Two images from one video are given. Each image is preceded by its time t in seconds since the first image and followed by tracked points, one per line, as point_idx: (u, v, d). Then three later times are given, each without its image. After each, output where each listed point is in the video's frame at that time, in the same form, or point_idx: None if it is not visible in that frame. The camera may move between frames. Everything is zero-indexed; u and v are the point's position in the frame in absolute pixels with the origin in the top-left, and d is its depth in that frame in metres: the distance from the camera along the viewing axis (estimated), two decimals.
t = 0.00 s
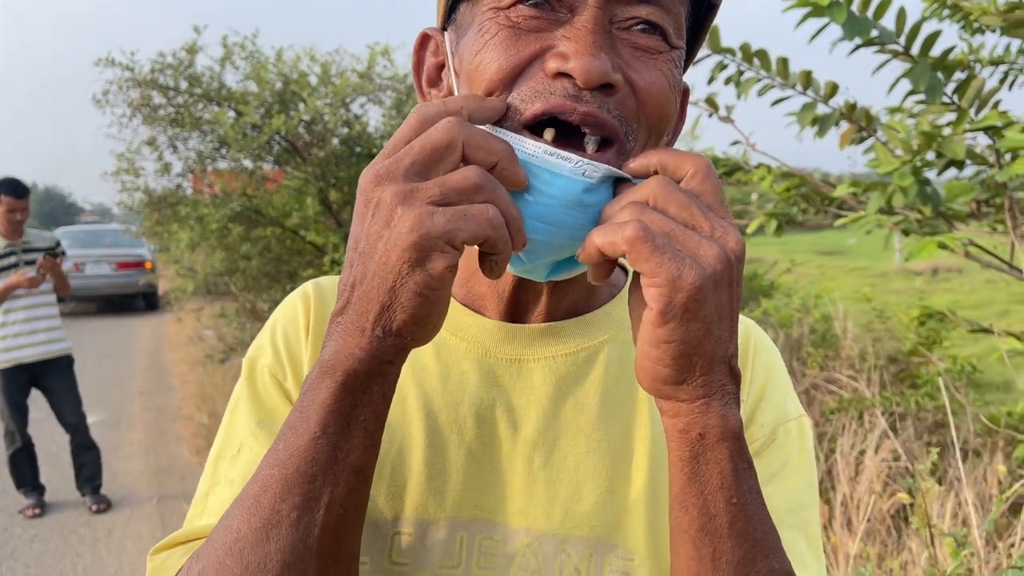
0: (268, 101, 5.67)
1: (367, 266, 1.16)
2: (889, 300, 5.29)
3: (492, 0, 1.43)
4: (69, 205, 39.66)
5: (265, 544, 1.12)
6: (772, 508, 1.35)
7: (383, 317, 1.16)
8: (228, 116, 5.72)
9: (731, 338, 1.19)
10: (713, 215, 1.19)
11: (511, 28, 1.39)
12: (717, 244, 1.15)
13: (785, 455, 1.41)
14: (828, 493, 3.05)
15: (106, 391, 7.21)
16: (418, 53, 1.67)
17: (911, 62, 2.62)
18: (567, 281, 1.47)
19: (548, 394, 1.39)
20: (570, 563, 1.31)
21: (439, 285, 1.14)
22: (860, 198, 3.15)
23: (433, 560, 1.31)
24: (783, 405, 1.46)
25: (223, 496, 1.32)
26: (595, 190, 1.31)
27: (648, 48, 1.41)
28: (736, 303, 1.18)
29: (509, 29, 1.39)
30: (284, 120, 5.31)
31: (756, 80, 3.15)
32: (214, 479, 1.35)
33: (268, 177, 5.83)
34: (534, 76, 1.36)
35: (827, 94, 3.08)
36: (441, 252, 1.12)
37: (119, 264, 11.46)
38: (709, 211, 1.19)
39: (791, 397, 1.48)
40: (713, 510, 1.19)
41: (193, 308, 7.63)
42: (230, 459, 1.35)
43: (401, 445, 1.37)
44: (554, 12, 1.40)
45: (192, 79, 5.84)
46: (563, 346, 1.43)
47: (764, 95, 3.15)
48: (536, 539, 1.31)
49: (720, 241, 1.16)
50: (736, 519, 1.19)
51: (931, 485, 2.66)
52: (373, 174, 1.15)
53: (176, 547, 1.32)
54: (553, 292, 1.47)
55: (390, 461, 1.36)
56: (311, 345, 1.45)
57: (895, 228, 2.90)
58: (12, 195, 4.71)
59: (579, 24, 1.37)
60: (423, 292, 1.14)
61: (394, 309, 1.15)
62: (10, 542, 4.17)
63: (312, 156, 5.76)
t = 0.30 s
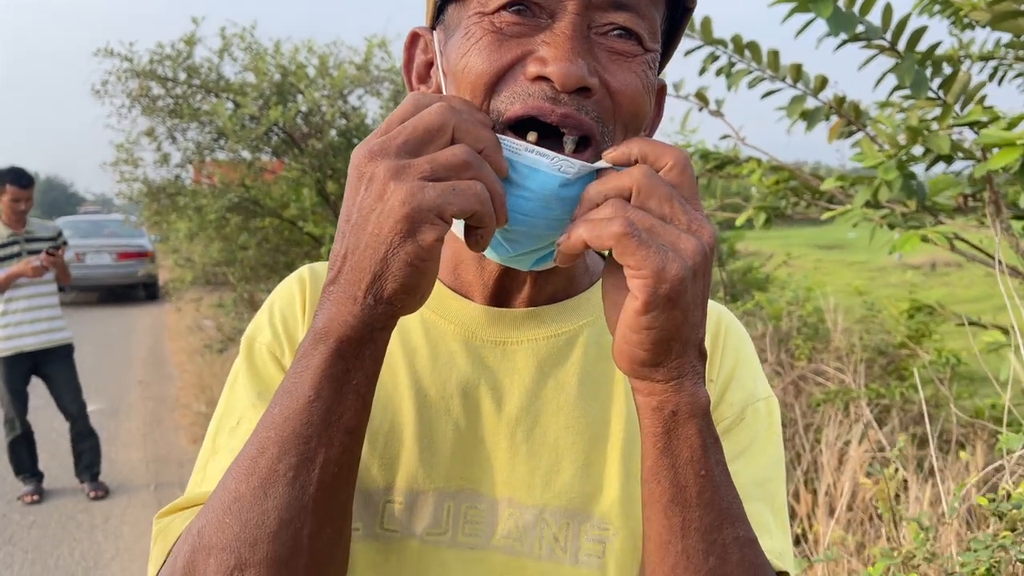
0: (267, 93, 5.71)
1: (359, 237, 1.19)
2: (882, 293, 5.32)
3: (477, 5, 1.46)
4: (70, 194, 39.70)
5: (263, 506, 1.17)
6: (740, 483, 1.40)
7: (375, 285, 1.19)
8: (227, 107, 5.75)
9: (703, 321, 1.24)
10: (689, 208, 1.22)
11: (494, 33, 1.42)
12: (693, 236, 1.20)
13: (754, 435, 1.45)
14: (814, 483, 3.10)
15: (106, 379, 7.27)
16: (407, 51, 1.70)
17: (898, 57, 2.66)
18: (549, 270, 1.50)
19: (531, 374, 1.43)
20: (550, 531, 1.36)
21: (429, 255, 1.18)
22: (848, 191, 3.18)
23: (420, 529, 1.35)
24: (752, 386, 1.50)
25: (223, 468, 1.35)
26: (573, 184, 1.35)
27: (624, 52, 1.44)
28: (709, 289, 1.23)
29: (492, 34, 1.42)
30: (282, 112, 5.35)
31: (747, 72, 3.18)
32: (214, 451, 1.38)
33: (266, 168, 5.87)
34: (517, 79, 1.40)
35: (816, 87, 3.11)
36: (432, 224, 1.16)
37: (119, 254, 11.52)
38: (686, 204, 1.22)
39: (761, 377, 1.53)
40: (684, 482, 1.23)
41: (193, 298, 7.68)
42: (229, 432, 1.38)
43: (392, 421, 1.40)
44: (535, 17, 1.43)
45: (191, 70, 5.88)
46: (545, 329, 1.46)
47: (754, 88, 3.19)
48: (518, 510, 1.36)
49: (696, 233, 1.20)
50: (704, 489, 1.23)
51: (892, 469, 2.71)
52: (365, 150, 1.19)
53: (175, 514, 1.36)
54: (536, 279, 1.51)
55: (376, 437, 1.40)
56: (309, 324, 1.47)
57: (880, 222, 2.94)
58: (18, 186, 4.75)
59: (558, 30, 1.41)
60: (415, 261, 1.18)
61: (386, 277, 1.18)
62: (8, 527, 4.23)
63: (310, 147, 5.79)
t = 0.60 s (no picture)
0: (271, 84, 5.73)
1: (350, 220, 1.22)
2: (883, 288, 5.33)
3: (457, 12, 1.47)
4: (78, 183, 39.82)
5: (260, 475, 1.20)
6: (711, 451, 1.43)
7: (364, 266, 1.22)
8: (231, 98, 5.78)
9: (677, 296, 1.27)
10: (663, 189, 1.25)
11: (473, 41, 1.44)
12: (667, 217, 1.23)
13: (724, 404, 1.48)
14: (808, 474, 3.12)
15: (111, 368, 7.33)
16: (392, 43, 1.71)
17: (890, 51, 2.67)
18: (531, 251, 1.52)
19: (516, 351, 1.46)
20: (535, 498, 1.38)
21: (415, 239, 1.21)
22: (844, 184, 3.20)
23: (412, 499, 1.37)
24: (720, 358, 1.53)
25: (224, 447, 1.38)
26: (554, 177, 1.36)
27: (597, 57, 1.46)
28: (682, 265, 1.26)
29: (472, 43, 1.44)
30: (285, 103, 5.39)
31: (745, 65, 3.19)
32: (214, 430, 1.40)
33: (271, 159, 5.91)
34: (495, 88, 1.43)
35: (814, 80, 3.12)
36: (418, 208, 1.19)
37: (125, 244, 11.60)
38: (661, 186, 1.25)
39: (729, 349, 1.56)
40: (660, 448, 1.25)
41: (198, 288, 7.73)
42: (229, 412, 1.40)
43: (383, 396, 1.43)
44: (512, 25, 1.44)
45: (196, 61, 5.91)
46: (529, 307, 1.49)
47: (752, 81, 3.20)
48: (505, 479, 1.39)
49: (670, 214, 1.23)
50: (679, 454, 1.26)
51: (868, 454, 2.75)
52: (358, 138, 1.22)
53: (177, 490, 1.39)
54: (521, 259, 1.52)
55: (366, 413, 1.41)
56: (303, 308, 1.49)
57: (875, 216, 2.95)
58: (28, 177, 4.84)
59: (535, 39, 1.42)
60: (401, 244, 1.20)
61: (374, 259, 1.21)
62: (12, 512, 4.28)
63: (314, 139, 5.83)
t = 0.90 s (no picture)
0: (282, 77, 5.78)
1: (336, 195, 1.26)
2: (892, 284, 5.33)
3: (422, 35, 1.45)
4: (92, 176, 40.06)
5: (265, 433, 1.23)
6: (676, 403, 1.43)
7: (358, 234, 1.26)
8: (242, 91, 5.83)
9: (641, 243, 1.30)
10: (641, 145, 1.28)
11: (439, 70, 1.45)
12: (643, 170, 1.25)
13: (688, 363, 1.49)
14: (812, 468, 3.13)
15: (123, 359, 7.40)
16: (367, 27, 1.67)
17: (895, 46, 2.67)
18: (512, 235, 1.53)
19: (497, 324, 1.46)
20: (519, 463, 1.39)
21: (395, 202, 1.23)
22: (851, 180, 3.21)
23: (405, 466, 1.38)
24: (684, 321, 1.54)
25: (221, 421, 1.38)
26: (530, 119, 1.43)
27: (561, 78, 1.45)
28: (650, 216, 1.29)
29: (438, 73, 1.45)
30: (295, 97, 5.43)
31: (752, 60, 3.19)
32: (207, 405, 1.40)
33: (281, 152, 5.95)
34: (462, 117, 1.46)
35: (820, 76, 3.12)
36: (388, 171, 1.21)
37: (137, 236, 11.69)
38: (640, 143, 1.27)
39: (694, 313, 1.58)
40: (622, 377, 1.28)
41: (209, 280, 7.80)
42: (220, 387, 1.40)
43: (371, 371, 1.43)
44: (477, 50, 1.43)
45: (207, 54, 5.96)
46: (509, 282, 1.49)
47: (759, 77, 3.20)
48: (490, 446, 1.39)
49: (645, 168, 1.26)
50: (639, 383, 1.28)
51: (867, 448, 2.77)
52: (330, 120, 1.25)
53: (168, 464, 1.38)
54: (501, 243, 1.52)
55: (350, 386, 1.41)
56: (295, 288, 1.48)
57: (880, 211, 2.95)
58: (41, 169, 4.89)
59: (498, 66, 1.42)
60: (383, 208, 1.23)
61: (365, 227, 1.25)
62: (25, 500, 4.34)
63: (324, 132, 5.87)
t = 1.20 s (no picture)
0: (297, 74, 5.83)
1: (309, 204, 1.24)
2: (905, 283, 5.31)
3: (387, 28, 1.45)
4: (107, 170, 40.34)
5: (246, 439, 1.24)
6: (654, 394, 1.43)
7: (337, 242, 1.25)
8: (257, 88, 5.87)
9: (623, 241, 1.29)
10: (624, 143, 1.25)
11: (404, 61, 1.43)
12: (625, 171, 1.23)
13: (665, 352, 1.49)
14: (823, 467, 3.13)
15: (138, 353, 7.46)
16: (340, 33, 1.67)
17: (913, 44, 2.66)
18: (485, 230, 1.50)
19: (477, 319, 1.44)
20: (499, 459, 1.38)
21: (370, 211, 1.21)
22: (865, 179, 3.20)
23: (384, 464, 1.37)
24: (663, 309, 1.53)
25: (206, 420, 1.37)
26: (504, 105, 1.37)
27: (527, 67, 1.44)
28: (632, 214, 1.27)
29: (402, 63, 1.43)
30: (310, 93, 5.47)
31: (768, 57, 3.18)
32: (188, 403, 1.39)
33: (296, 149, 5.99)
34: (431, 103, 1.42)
35: (836, 74, 3.11)
36: (359, 182, 1.17)
37: (153, 231, 11.77)
38: (623, 140, 1.25)
39: (671, 298, 1.57)
40: (600, 373, 1.28)
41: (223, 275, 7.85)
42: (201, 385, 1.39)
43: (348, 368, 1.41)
44: (442, 40, 1.42)
45: (223, 51, 6.00)
46: (488, 277, 1.47)
47: (775, 74, 3.20)
48: (470, 442, 1.39)
49: (628, 168, 1.23)
50: (617, 379, 1.29)
51: (880, 447, 2.76)
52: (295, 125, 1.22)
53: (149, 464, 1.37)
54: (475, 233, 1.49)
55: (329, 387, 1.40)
56: (272, 283, 1.47)
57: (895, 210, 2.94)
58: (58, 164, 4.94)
59: (462, 54, 1.41)
60: (358, 218, 1.21)
61: (343, 236, 1.24)
62: (41, 492, 4.39)
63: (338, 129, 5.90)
